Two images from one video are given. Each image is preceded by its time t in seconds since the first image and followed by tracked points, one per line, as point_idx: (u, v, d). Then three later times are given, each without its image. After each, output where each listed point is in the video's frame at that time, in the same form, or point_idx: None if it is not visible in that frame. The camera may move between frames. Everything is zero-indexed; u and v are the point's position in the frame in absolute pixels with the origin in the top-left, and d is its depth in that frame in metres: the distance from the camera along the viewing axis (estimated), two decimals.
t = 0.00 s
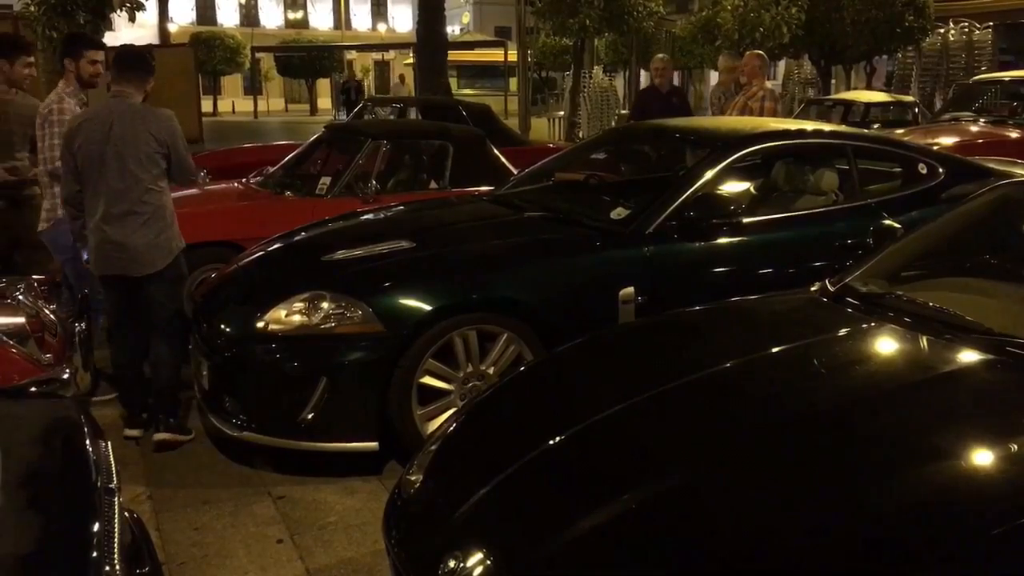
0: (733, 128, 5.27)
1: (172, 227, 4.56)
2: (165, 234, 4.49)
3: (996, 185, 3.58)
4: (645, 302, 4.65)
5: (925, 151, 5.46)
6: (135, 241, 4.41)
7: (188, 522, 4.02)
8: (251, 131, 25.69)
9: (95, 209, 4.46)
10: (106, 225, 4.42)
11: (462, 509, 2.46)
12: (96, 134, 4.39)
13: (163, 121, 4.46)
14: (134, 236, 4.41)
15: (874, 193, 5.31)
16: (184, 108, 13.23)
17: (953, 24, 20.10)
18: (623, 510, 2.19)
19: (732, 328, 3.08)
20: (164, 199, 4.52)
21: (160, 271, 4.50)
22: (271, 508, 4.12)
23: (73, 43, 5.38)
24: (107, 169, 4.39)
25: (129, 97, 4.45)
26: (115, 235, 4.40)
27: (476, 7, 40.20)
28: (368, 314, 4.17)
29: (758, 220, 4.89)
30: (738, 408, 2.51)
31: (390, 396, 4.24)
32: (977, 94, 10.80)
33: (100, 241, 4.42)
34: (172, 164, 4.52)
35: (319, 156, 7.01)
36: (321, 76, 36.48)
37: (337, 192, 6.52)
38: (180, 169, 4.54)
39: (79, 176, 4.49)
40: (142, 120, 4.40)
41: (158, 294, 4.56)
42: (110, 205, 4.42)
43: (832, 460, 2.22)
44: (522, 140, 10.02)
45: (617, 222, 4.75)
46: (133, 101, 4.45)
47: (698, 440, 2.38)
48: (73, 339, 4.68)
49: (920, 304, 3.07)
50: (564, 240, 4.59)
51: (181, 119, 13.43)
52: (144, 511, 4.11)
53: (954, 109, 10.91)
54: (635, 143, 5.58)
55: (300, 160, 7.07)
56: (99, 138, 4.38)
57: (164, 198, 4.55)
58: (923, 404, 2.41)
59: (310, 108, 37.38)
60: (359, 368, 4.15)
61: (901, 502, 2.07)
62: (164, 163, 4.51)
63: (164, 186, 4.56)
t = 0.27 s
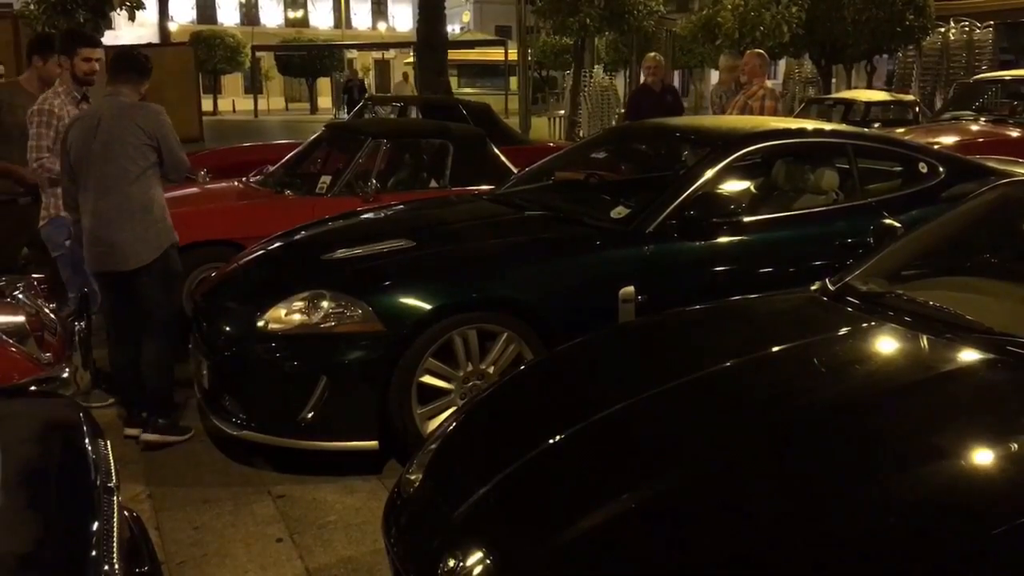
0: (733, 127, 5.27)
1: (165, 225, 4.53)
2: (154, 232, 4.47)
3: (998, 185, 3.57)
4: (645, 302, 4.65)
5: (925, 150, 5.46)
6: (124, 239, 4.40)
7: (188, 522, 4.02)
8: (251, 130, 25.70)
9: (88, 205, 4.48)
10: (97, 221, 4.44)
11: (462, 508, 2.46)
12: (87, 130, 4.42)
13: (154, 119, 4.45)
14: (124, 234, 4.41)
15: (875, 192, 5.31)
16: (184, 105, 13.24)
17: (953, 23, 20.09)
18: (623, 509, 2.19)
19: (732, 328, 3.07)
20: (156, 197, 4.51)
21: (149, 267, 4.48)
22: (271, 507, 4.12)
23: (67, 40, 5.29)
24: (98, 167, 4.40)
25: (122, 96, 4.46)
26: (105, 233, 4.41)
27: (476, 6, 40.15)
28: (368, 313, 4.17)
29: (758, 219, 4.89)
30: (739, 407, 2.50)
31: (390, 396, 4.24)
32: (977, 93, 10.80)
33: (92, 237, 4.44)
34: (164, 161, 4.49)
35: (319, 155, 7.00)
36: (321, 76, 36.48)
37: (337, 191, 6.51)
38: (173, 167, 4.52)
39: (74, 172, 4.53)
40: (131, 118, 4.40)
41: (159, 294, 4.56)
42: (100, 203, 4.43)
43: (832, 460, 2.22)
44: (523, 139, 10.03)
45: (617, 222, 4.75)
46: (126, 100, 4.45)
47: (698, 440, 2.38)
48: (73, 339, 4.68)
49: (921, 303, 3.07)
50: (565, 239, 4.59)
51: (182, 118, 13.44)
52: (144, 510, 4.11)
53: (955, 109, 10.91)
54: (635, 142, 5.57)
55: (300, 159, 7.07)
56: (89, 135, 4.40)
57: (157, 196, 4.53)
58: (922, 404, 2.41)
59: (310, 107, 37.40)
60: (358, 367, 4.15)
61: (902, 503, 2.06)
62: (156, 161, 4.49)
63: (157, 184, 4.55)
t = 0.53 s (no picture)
0: (733, 125, 5.26)
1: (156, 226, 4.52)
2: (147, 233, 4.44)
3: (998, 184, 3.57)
4: (646, 300, 4.65)
5: (926, 148, 5.46)
6: (115, 238, 4.39)
7: (188, 520, 4.02)
8: (251, 129, 25.68)
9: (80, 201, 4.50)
10: (86, 217, 4.45)
11: (461, 507, 2.45)
12: (78, 127, 4.44)
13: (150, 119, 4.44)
14: (112, 231, 4.39)
15: (875, 191, 5.31)
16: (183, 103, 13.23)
17: (954, 22, 20.08)
18: (623, 508, 2.18)
19: (732, 326, 3.07)
20: (148, 197, 4.50)
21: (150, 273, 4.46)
22: (271, 506, 4.12)
23: (53, 36, 5.28)
24: (91, 166, 4.40)
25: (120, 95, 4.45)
26: (96, 231, 4.41)
27: (476, 5, 40.13)
28: (368, 312, 4.16)
29: (759, 217, 4.88)
30: (739, 406, 2.50)
31: (390, 394, 4.24)
32: (978, 91, 10.80)
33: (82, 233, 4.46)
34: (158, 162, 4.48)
35: (319, 154, 7.00)
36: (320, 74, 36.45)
37: (337, 189, 6.51)
38: (166, 168, 4.50)
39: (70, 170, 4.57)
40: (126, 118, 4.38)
41: (159, 292, 4.55)
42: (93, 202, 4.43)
43: (832, 459, 2.22)
44: (523, 138, 10.02)
45: (618, 221, 4.74)
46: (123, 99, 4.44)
47: (698, 440, 2.37)
48: (72, 338, 4.67)
49: (921, 302, 3.06)
50: (566, 238, 4.58)
51: (182, 117, 13.42)
52: (144, 509, 4.11)
53: (955, 107, 10.90)
54: (636, 141, 5.56)
55: (299, 158, 7.06)
56: (79, 131, 4.43)
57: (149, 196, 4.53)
58: (923, 402, 2.40)
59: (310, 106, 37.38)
60: (358, 366, 4.14)
61: (903, 502, 2.06)
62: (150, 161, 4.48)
63: (151, 185, 4.54)
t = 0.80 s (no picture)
0: (732, 124, 5.26)
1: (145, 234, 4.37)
2: (133, 243, 4.29)
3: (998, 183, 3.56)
4: (645, 299, 4.65)
5: (926, 147, 5.45)
6: (101, 245, 4.28)
7: (187, 519, 4.01)
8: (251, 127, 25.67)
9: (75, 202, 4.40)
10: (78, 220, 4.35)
11: (459, 507, 2.45)
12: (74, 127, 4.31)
13: (138, 125, 4.22)
14: (100, 238, 4.28)
15: (874, 190, 5.30)
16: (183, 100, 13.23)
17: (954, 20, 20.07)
18: (622, 508, 2.18)
19: (731, 325, 3.07)
20: (135, 205, 4.32)
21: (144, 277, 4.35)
22: (270, 505, 4.12)
23: (46, 36, 5.27)
24: (81, 170, 4.28)
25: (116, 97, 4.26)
26: (83, 238, 4.32)
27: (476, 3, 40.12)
28: (367, 310, 4.16)
29: (758, 216, 4.88)
30: (738, 406, 2.50)
31: (389, 393, 4.24)
32: (978, 89, 10.80)
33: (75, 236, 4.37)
34: (145, 170, 4.26)
35: (318, 153, 6.99)
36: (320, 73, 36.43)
37: (337, 188, 6.51)
38: (155, 176, 4.28)
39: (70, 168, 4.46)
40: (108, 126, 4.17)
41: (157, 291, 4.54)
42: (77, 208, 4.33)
43: (831, 458, 2.21)
44: (523, 136, 10.02)
45: (617, 219, 4.74)
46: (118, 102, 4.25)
47: (697, 439, 2.37)
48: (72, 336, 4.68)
49: (921, 301, 3.06)
50: (565, 237, 4.58)
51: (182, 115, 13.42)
52: (143, 508, 4.10)
53: (955, 105, 10.90)
54: (635, 140, 5.56)
55: (299, 157, 7.05)
56: (73, 132, 4.29)
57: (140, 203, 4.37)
58: (922, 402, 2.40)
59: (310, 105, 37.37)
60: (357, 365, 4.14)
61: (902, 502, 2.05)
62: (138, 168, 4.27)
63: (142, 192, 4.35)
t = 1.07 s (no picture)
0: (732, 123, 5.25)
1: (135, 237, 4.35)
2: (122, 250, 4.29)
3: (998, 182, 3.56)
4: (644, 298, 4.64)
5: (925, 146, 5.45)
6: (92, 252, 4.29)
7: (185, 519, 4.01)
8: (250, 126, 25.64)
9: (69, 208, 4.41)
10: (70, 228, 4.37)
11: (457, 506, 2.45)
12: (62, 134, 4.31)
13: (118, 131, 4.17)
14: (90, 246, 4.29)
15: (873, 189, 5.30)
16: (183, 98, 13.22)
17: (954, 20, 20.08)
18: (620, 507, 2.18)
19: (730, 324, 3.07)
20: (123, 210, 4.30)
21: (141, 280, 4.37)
22: (269, 504, 4.11)
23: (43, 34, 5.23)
24: (68, 177, 4.27)
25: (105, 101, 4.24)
26: (76, 244, 4.34)
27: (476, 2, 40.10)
28: (365, 310, 4.15)
29: (757, 215, 4.88)
30: (737, 405, 2.49)
31: (388, 392, 4.23)
32: (978, 89, 10.81)
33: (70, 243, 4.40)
34: (130, 175, 4.22)
35: (318, 152, 6.98)
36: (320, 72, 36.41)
37: (336, 187, 6.51)
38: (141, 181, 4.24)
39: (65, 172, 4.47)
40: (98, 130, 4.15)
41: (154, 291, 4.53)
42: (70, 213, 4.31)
43: (830, 458, 2.21)
44: (523, 136, 10.02)
45: (616, 219, 4.74)
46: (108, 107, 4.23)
47: (695, 439, 2.36)
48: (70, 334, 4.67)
49: (921, 300, 3.05)
50: (564, 236, 4.58)
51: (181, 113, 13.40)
52: (141, 507, 4.10)
53: (955, 104, 10.91)
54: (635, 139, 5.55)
55: (298, 156, 7.05)
56: (60, 140, 4.29)
57: (132, 207, 4.36)
58: (922, 402, 2.39)
59: (310, 104, 37.34)
60: (356, 364, 4.14)
61: (900, 502, 2.05)
62: (124, 173, 4.23)
63: (131, 196, 4.32)
